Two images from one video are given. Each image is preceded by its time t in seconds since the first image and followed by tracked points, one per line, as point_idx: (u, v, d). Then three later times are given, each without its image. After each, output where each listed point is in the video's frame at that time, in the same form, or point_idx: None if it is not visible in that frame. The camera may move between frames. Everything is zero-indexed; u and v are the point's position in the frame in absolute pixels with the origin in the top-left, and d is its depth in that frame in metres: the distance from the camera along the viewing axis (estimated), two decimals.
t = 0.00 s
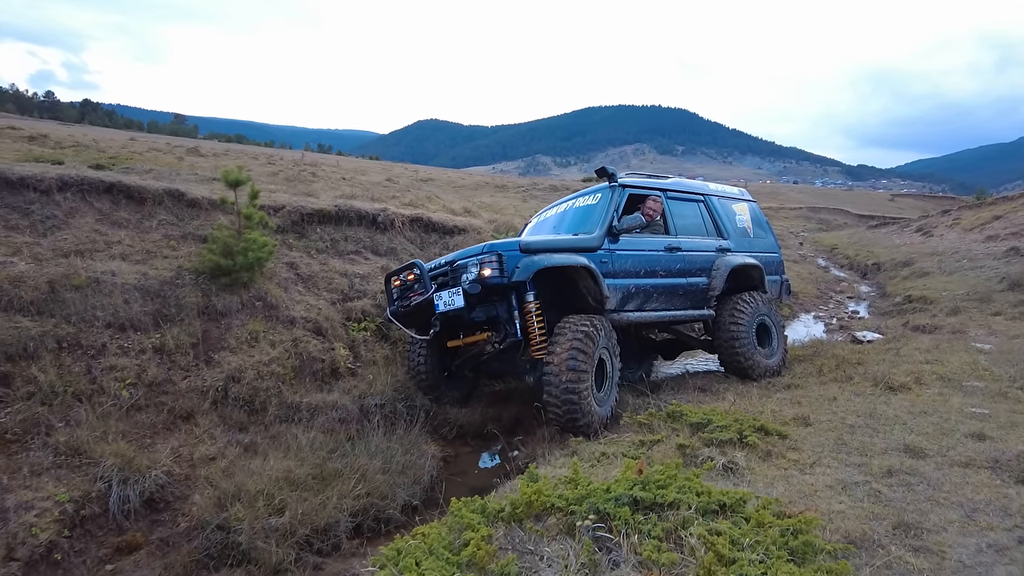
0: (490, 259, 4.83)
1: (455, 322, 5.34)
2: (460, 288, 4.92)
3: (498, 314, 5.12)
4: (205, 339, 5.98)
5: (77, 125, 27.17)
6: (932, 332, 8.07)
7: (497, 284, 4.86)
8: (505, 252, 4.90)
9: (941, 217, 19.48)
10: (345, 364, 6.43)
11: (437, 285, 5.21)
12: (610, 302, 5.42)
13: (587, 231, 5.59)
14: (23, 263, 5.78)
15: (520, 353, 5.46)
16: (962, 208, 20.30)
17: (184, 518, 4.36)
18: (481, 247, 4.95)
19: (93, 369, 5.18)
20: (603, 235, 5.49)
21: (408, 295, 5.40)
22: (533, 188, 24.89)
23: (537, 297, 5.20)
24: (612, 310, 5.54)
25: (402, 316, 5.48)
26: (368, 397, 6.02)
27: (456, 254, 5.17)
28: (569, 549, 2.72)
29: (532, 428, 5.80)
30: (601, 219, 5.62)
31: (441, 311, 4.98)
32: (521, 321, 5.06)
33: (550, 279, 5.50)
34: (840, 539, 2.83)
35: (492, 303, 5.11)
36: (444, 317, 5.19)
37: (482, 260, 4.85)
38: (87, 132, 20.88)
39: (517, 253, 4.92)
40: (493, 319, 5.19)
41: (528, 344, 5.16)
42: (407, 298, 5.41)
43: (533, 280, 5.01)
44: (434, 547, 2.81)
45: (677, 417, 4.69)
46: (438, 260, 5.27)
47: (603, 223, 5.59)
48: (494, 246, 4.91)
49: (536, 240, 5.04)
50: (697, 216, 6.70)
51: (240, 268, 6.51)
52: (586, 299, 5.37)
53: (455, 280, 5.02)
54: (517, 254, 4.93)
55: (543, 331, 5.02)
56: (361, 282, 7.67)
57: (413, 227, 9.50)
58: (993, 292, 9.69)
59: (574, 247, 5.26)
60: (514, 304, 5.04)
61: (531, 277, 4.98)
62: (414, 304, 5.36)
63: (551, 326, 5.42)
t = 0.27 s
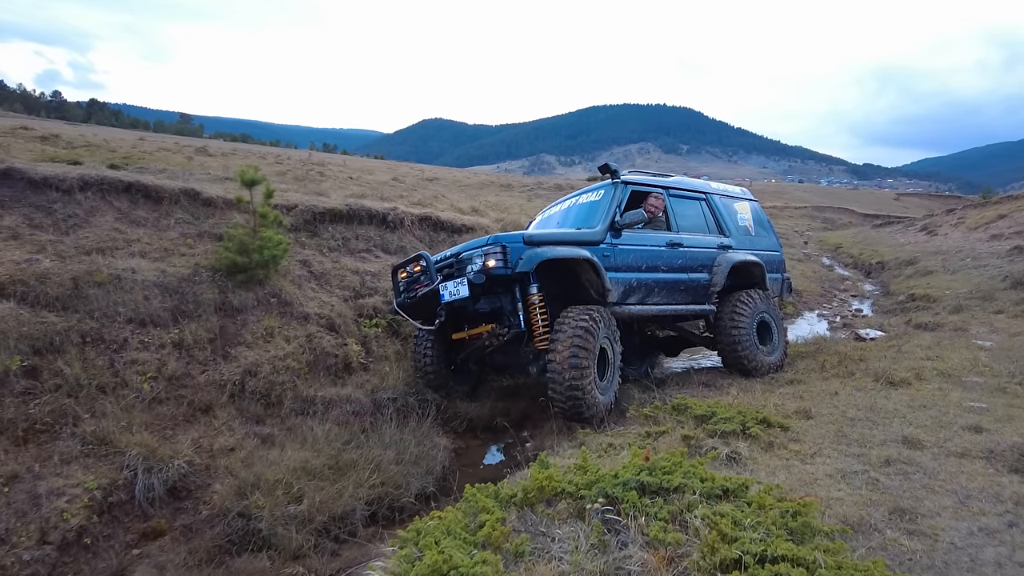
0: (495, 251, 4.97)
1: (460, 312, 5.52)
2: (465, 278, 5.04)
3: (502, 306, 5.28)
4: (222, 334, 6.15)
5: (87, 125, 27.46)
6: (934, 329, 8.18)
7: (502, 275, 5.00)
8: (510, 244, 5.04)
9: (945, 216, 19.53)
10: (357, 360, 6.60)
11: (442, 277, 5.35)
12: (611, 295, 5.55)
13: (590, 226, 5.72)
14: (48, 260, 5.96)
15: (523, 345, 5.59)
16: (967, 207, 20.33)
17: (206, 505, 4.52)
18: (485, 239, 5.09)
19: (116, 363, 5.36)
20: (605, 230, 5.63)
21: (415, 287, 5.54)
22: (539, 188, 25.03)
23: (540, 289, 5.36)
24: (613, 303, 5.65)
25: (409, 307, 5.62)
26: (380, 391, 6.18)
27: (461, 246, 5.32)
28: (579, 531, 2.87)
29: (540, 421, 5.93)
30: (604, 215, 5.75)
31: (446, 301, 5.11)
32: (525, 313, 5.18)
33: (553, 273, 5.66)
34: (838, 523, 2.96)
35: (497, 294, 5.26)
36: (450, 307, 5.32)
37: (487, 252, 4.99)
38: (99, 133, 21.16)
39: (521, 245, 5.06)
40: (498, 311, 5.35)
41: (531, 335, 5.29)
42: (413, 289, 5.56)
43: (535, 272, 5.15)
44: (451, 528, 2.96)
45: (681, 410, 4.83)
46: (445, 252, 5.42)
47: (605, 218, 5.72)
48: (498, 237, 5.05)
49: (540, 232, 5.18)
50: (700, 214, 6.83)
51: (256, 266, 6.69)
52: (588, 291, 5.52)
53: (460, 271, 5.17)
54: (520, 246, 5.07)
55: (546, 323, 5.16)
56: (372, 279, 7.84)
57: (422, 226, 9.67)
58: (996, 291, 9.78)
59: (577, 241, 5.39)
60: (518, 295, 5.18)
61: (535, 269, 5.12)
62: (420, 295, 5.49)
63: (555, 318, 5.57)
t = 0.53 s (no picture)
0: (498, 248, 5.08)
1: (464, 309, 5.66)
2: (469, 274, 5.16)
3: (504, 302, 5.39)
4: (235, 331, 6.30)
5: (95, 125, 27.70)
6: (935, 328, 8.28)
7: (504, 272, 5.11)
8: (512, 242, 5.15)
9: (949, 215, 19.56)
10: (366, 357, 6.75)
11: (446, 274, 5.47)
12: (613, 293, 5.68)
13: (592, 225, 5.85)
14: (66, 259, 6.12)
15: (525, 342, 5.71)
16: (972, 207, 20.36)
17: (221, 497, 4.66)
18: (488, 236, 5.20)
19: (132, 359, 5.51)
20: (607, 229, 5.75)
21: (419, 283, 5.66)
22: (543, 187, 25.14)
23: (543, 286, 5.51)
24: (614, 300, 5.76)
25: (414, 303, 5.75)
26: (389, 387, 6.32)
27: (465, 244, 5.43)
28: (584, 519, 3.00)
29: (545, 417, 6.05)
30: (606, 214, 5.88)
31: (450, 297, 5.23)
32: (527, 310, 5.29)
33: (557, 270, 5.82)
34: (834, 513, 3.08)
35: (500, 291, 5.38)
36: (453, 303, 5.44)
37: (490, 249, 5.10)
38: (109, 133, 21.38)
39: (523, 243, 5.17)
40: (501, 307, 5.46)
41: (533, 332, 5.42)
42: (418, 286, 5.69)
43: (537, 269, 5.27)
44: (462, 516, 3.09)
45: (684, 406, 4.96)
46: (448, 250, 5.54)
47: (606, 217, 5.84)
48: (501, 235, 5.16)
49: (542, 231, 5.30)
50: (701, 214, 6.95)
51: (268, 264, 6.84)
52: (590, 289, 5.67)
53: (464, 267, 5.30)
54: (523, 244, 5.19)
55: (548, 319, 5.29)
56: (380, 278, 7.99)
57: (429, 226, 9.81)
58: (998, 290, 9.87)
59: (579, 239, 5.51)
60: (520, 292, 5.29)
61: (537, 267, 5.26)
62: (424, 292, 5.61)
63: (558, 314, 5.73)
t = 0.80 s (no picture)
0: (500, 250, 5.14)
1: (466, 309, 5.62)
2: (472, 277, 5.22)
3: (506, 304, 5.46)
4: (238, 329, 6.38)
5: (99, 123, 27.81)
6: (935, 328, 8.31)
7: (507, 274, 5.16)
8: (515, 244, 5.21)
9: (952, 215, 19.54)
10: (368, 355, 6.81)
11: (449, 275, 5.53)
12: (614, 294, 5.73)
13: (594, 226, 5.89)
14: (72, 257, 6.20)
15: (527, 342, 5.78)
16: (974, 206, 20.32)
17: (224, 492, 4.73)
18: (491, 239, 5.28)
19: (137, 356, 5.58)
20: (608, 230, 5.80)
21: (422, 285, 5.72)
22: (546, 186, 25.18)
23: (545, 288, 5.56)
24: (615, 302, 5.82)
25: (417, 303, 5.82)
26: (390, 385, 6.39)
27: (468, 246, 5.49)
28: (580, 515, 3.05)
29: (545, 415, 6.11)
30: (607, 215, 5.92)
31: (453, 299, 5.30)
32: (529, 311, 5.35)
33: (559, 271, 5.88)
34: (826, 509, 3.13)
35: (502, 293, 5.45)
36: (456, 305, 5.50)
37: (492, 251, 5.16)
38: (114, 131, 21.49)
39: (526, 245, 5.22)
40: (503, 309, 5.52)
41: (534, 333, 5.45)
42: (420, 287, 5.76)
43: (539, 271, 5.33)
44: (460, 511, 3.14)
45: (681, 404, 5.01)
46: (451, 251, 5.60)
47: (608, 218, 5.89)
48: (504, 237, 5.22)
49: (544, 232, 5.35)
50: (701, 214, 6.99)
51: (271, 263, 6.90)
52: (591, 290, 5.72)
53: (467, 269, 5.37)
54: (525, 246, 5.24)
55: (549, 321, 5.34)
56: (382, 277, 8.06)
57: (431, 225, 9.88)
58: (998, 290, 9.88)
59: (580, 240, 5.56)
60: (522, 294, 5.34)
61: (538, 268, 5.30)
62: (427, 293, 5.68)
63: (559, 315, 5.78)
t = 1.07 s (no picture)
0: (497, 247, 5.14)
1: (463, 306, 5.64)
2: (468, 274, 5.22)
3: (503, 301, 5.46)
4: (236, 326, 6.39)
5: (99, 119, 27.82)
6: (933, 326, 8.30)
7: (504, 271, 5.17)
8: (512, 241, 5.21)
9: (953, 213, 19.50)
10: (365, 351, 6.83)
11: (446, 272, 5.53)
12: (611, 292, 5.74)
13: (591, 224, 5.90)
14: (70, 254, 6.22)
15: (523, 339, 5.80)
16: (976, 204, 20.27)
17: (220, 488, 4.75)
18: (488, 236, 5.27)
19: (135, 353, 5.59)
20: (605, 227, 5.80)
21: (419, 281, 5.73)
22: (546, 183, 25.16)
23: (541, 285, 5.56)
24: (612, 299, 5.83)
25: (413, 300, 5.82)
26: (387, 381, 6.41)
27: (464, 242, 5.48)
28: (572, 511, 3.06)
29: (543, 413, 6.12)
30: (605, 213, 5.92)
31: (449, 296, 5.30)
32: (525, 308, 5.36)
33: (556, 269, 5.87)
34: (817, 507, 3.14)
35: (498, 290, 5.45)
36: (453, 302, 5.51)
37: (489, 248, 5.16)
38: (114, 127, 21.48)
39: (523, 242, 5.23)
40: (499, 305, 5.53)
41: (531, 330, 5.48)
42: (417, 283, 5.76)
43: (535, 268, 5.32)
44: (452, 507, 3.16)
45: (676, 402, 5.02)
46: (448, 248, 5.59)
47: (605, 216, 5.89)
48: (500, 234, 5.21)
49: (541, 230, 5.36)
50: (699, 212, 6.99)
51: (269, 260, 6.92)
52: (589, 288, 5.71)
53: (463, 266, 5.36)
54: (522, 243, 5.24)
55: (546, 319, 5.35)
56: (380, 274, 8.07)
57: (430, 222, 9.88)
58: (997, 288, 9.87)
59: (577, 238, 5.56)
60: (519, 291, 5.35)
61: (535, 266, 5.31)
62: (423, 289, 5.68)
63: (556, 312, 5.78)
